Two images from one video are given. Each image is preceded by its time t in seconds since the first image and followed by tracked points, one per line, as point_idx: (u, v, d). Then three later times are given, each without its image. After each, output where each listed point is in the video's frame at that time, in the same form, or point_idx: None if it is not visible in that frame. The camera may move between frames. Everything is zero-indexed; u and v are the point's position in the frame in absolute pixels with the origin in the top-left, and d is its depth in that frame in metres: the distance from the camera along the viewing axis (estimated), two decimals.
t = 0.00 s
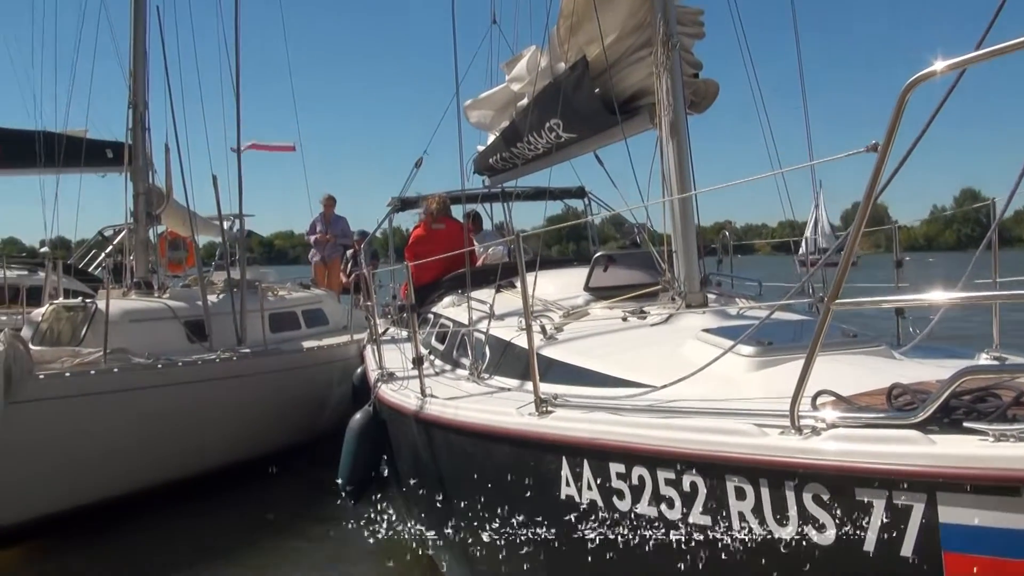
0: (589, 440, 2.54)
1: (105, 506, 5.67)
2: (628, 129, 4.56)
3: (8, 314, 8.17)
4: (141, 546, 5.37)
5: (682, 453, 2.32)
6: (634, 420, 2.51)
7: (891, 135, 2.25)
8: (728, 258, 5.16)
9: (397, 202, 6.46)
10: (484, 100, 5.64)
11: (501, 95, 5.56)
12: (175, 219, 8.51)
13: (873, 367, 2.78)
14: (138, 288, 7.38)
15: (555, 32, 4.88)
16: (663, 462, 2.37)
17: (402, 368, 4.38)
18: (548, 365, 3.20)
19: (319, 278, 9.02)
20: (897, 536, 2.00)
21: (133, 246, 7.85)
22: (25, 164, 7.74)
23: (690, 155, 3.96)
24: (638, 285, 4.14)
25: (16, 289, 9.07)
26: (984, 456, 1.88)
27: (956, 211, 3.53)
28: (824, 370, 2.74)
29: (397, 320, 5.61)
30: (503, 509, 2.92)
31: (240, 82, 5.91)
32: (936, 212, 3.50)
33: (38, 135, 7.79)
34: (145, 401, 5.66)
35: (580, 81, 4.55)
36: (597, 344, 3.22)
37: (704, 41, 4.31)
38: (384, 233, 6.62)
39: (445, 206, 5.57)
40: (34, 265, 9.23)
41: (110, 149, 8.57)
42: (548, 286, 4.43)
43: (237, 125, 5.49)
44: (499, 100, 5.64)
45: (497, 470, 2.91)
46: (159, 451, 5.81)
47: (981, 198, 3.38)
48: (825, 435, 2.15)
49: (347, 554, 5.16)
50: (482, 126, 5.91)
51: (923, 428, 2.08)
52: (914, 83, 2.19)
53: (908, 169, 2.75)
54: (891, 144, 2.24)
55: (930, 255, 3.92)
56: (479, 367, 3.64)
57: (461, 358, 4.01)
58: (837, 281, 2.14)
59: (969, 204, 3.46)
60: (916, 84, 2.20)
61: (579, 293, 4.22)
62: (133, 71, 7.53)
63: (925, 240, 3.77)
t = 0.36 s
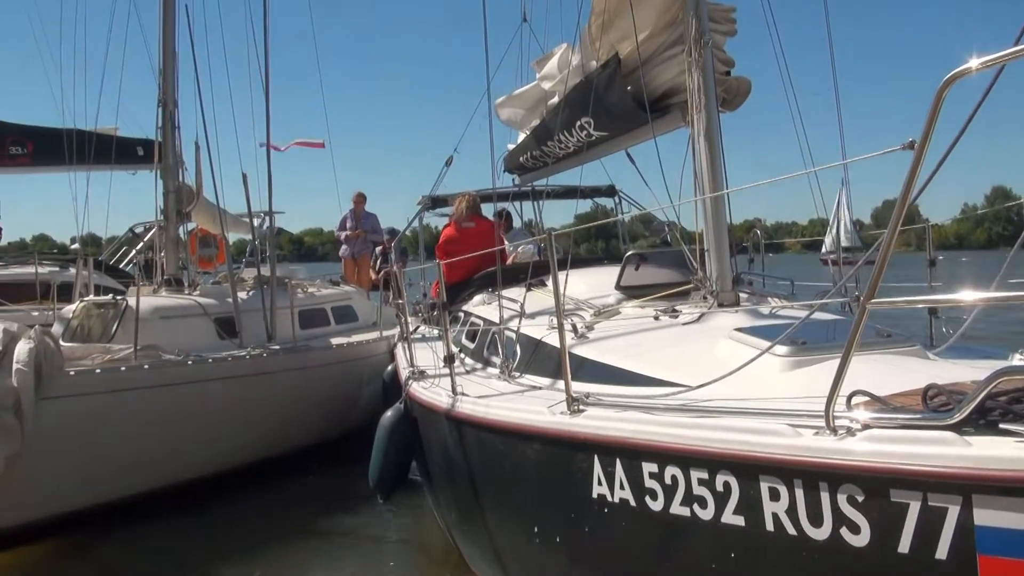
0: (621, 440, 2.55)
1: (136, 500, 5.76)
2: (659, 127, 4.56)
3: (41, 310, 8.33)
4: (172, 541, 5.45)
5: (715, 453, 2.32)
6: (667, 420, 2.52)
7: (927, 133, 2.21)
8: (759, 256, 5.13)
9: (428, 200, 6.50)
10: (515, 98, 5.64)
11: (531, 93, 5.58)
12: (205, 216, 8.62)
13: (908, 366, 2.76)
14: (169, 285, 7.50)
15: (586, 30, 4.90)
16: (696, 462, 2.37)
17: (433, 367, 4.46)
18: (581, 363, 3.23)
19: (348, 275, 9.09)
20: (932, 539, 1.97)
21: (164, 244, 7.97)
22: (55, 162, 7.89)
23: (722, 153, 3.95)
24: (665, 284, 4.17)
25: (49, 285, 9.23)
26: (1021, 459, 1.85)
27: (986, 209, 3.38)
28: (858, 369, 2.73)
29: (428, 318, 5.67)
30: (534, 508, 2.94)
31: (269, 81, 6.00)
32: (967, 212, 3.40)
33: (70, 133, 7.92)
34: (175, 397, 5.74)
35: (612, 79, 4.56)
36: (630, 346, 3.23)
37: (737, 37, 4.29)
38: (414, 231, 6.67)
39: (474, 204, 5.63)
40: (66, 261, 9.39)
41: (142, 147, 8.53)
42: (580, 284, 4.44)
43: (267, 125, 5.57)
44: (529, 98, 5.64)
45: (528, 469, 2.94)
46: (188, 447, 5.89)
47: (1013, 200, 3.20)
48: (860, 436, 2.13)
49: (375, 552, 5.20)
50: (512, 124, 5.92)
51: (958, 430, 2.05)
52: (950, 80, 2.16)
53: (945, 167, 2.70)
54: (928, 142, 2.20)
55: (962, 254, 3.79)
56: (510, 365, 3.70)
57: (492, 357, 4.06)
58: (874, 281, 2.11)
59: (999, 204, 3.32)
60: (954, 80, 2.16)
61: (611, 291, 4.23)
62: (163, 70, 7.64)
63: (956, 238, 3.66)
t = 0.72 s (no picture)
0: (655, 440, 2.56)
1: (170, 499, 5.84)
2: (692, 127, 4.55)
3: (74, 309, 8.47)
4: (204, 538, 5.53)
5: (749, 454, 2.31)
6: (700, 421, 2.52)
7: (965, 133, 2.18)
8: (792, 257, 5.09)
9: (459, 200, 6.53)
10: (548, 97, 5.65)
11: (563, 94, 5.60)
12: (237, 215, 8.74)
13: (946, 368, 2.72)
14: (201, 284, 7.60)
15: (620, 29, 4.96)
16: (730, 463, 2.36)
17: (466, 367, 4.49)
18: (613, 364, 3.24)
19: (380, 274, 9.13)
20: (968, 543, 1.95)
21: (196, 243, 8.07)
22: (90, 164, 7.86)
23: (756, 154, 3.93)
24: (703, 284, 4.15)
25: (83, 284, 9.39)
26: None
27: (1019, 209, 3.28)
28: (895, 371, 2.71)
29: (460, 318, 5.71)
30: (566, 509, 2.95)
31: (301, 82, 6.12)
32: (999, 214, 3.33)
33: (104, 133, 8.01)
34: (206, 396, 5.80)
35: (645, 79, 4.56)
36: (663, 347, 3.24)
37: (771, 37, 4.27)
38: (445, 231, 6.71)
39: (507, 203, 5.66)
40: (99, 260, 9.54)
41: (175, 145, 8.61)
42: (612, 285, 4.44)
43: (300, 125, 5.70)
44: (562, 98, 5.65)
45: (561, 469, 2.95)
46: (221, 444, 5.98)
47: None
48: (896, 438, 2.11)
49: (405, 551, 5.24)
50: (544, 124, 5.92)
51: (996, 432, 2.02)
52: (989, 79, 2.13)
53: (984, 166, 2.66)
54: (966, 142, 2.18)
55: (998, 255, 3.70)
56: (542, 365, 3.72)
57: (524, 357, 4.09)
58: (911, 282, 2.10)
59: None
60: (993, 79, 2.13)
61: (643, 292, 4.24)
62: (195, 71, 7.73)
63: (989, 239, 3.58)
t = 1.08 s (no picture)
0: (681, 443, 2.55)
1: (196, 499, 5.90)
2: (717, 128, 4.54)
3: (100, 311, 8.59)
4: (230, 538, 5.59)
5: (776, 458, 2.30)
6: (726, 424, 2.51)
7: (996, 134, 2.16)
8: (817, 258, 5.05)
9: (483, 201, 6.55)
10: (573, 98, 5.65)
11: (589, 95, 5.60)
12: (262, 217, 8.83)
13: (976, 372, 2.69)
14: (226, 286, 7.68)
15: (645, 30, 4.97)
16: (757, 466, 2.35)
17: (490, 368, 4.50)
18: (638, 366, 3.24)
19: (404, 275, 9.18)
20: (998, 549, 1.92)
21: (221, 245, 8.16)
22: (115, 166, 7.95)
23: (782, 155, 3.90)
24: (729, 286, 4.13)
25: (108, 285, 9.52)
26: None
27: None
28: (924, 374, 2.68)
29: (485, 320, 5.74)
30: (591, 511, 2.95)
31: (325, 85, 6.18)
32: None
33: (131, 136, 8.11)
34: (231, 398, 5.85)
35: (670, 80, 4.55)
36: (688, 349, 3.23)
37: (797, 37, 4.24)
38: (468, 232, 6.73)
39: (532, 204, 5.68)
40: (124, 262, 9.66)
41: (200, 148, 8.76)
42: (636, 287, 4.44)
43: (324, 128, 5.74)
44: (588, 98, 5.64)
45: (586, 471, 2.95)
46: (247, 445, 6.03)
47: None
48: (924, 442, 2.09)
49: (428, 553, 5.26)
50: (568, 125, 5.92)
51: None
52: (1019, 79, 2.10)
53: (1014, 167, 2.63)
54: (996, 142, 2.15)
55: None
56: (567, 367, 3.72)
57: (548, 358, 4.10)
58: (940, 285, 2.07)
59: None
60: None
61: (667, 294, 4.23)
62: (220, 75, 7.82)
63: (1015, 241, 3.53)
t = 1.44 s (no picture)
0: (708, 447, 2.54)
1: (223, 503, 5.96)
2: (741, 131, 4.52)
3: (126, 317, 8.71)
4: (256, 543, 5.64)
5: (803, 462, 2.28)
6: (753, 428, 2.49)
7: None
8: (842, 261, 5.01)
9: (506, 205, 6.57)
10: (597, 101, 5.65)
11: (612, 98, 5.59)
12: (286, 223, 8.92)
13: (1005, 375, 2.66)
14: (252, 292, 7.76)
15: (669, 33, 4.98)
16: (785, 470, 2.34)
17: (515, 373, 4.51)
18: (663, 370, 3.23)
19: (427, 280, 9.23)
20: None
21: (247, 251, 8.25)
22: (141, 174, 8.06)
23: (807, 158, 3.88)
24: (753, 290, 4.11)
25: (134, 291, 9.65)
26: None
27: None
28: (954, 377, 2.65)
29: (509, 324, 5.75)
30: (617, 515, 2.95)
31: (349, 92, 6.25)
32: None
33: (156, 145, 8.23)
34: (256, 403, 5.90)
35: (694, 83, 4.54)
36: (713, 352, 3.22)
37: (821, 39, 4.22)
38: (491, 237, 6.75)
39: (554, 207, 5.70)
40: (150, 268, 9.78)
41: (224, 156, 8.88)
42: (661, 291, 4.43)
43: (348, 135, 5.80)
44: (612, 101, 5.64)
45: (612, 475, 2.94)
46: (273, 449, 6.09)
47: None
48: (953, 447, 2.06)
49: (452, 557, 5.28)
50: (592, 128, 5.93)
51: None
52: None
53: None
54: None
55: None
56: (592, 371, 3.72)
57: (572, 362, 4.11)
58: (969, 287, 2.05)
59: None
60: None
61: (692, 297, 4.22)
62: (245, 83, 7.93)
63: None
